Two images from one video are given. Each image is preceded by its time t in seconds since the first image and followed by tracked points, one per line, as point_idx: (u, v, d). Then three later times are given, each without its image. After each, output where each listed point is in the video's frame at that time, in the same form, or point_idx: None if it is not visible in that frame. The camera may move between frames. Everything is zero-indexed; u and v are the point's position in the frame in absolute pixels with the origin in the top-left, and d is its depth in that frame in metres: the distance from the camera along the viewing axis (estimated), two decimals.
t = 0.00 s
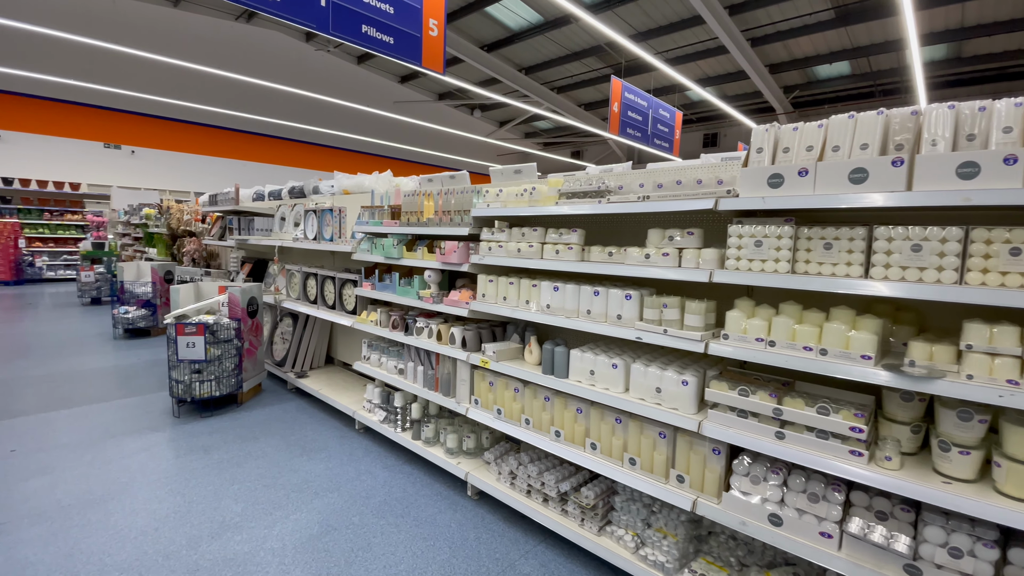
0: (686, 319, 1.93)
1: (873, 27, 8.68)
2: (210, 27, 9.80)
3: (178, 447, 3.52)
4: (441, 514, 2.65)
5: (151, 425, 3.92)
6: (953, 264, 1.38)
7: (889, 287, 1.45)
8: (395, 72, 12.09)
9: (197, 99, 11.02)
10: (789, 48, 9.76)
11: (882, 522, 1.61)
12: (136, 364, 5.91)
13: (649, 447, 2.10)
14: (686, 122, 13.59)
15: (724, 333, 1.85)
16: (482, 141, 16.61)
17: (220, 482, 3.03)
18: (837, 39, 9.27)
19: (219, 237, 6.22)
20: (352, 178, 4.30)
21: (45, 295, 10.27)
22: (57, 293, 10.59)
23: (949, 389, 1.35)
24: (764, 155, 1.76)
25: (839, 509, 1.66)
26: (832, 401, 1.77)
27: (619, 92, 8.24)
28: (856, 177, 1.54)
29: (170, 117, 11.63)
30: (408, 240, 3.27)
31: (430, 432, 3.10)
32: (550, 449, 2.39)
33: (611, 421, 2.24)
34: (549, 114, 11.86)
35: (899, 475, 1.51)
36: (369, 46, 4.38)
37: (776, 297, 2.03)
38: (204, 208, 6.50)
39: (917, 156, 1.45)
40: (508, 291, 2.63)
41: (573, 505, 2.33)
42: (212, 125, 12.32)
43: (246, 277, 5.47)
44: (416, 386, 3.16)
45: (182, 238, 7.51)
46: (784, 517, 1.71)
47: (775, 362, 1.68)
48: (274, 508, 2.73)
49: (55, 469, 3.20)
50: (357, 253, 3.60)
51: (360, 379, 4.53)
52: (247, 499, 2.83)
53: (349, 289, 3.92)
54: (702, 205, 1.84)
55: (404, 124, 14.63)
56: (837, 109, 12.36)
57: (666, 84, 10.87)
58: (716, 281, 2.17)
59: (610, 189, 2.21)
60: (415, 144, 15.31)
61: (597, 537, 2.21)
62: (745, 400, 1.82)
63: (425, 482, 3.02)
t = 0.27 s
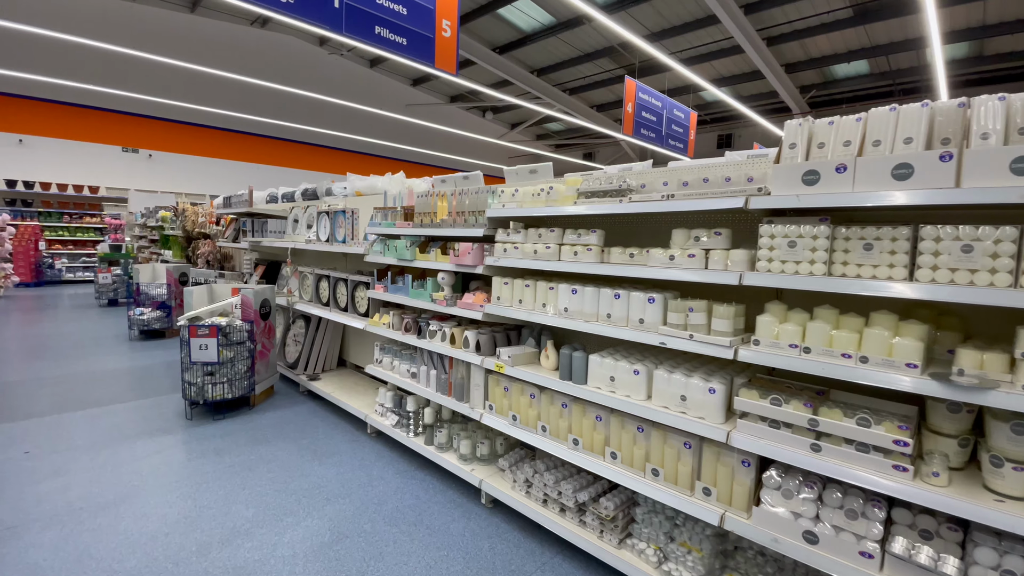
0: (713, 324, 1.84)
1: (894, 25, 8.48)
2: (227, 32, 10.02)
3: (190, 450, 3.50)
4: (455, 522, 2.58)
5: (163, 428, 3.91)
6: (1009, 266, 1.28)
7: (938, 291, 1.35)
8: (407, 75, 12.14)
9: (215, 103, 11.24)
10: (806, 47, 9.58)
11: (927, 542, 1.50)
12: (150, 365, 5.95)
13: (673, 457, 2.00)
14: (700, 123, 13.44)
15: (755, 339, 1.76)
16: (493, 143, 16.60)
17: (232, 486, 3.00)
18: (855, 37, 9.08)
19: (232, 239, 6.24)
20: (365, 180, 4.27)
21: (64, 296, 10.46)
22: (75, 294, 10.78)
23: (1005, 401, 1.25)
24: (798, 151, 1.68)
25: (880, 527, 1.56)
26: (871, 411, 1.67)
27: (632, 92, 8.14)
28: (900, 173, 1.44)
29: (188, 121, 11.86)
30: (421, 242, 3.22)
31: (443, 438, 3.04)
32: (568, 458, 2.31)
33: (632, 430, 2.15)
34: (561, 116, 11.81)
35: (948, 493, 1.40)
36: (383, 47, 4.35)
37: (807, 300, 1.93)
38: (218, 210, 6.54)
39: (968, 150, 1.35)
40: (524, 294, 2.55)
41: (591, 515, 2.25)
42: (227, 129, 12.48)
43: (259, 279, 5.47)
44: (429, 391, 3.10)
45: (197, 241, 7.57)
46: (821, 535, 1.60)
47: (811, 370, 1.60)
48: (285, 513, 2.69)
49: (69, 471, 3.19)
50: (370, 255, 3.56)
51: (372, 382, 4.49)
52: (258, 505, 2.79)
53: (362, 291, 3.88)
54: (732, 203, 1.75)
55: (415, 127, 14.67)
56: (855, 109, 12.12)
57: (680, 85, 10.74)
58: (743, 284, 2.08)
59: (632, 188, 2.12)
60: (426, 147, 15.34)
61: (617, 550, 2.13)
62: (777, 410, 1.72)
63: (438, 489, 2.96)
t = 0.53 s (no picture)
0: (752, 338, 1.71)
1: (910, 27, 8.33)
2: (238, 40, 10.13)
3: (196, 463, 3.41)
4: (470, 543, 2.45)
5: (170, 439, 3.83)
6: None
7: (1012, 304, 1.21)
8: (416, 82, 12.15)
9: (225, 111, 11.33)
10: (819, 49, 9.43)
11: None
12: (159, 373, 5.90)
13: (706, 480, 1.86)
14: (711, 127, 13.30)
15: (798, 354, 1.62)
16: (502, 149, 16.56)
17: (238, 502, 2.89)
18: (870, 39, 8.92)
19: (241, 246, 6.20)
20: (376, 186, 4.18)
21: (76, 303, 10.53)
22: (87, 300, 10.85)
23: None
24: (845, 151, 1.55)
25: (942, 563, 1.41)
26: (929, 434, 1.53)
27: (643, 96, 8.04)
28: (964, 173, 1.30)
29: (200, 129, 11.97)
30: (434, 249, 3.12)
31: (456, 452, 2.92)
32: (590, 477, 2.18)
33: (661, 450, 2.01)
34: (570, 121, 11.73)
35: (1023, 527, 1.26)
36: (393, 52, 4.28)
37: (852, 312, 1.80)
38: (228, 217, 6.51)
39: None
40: (542, 303, 2.43)
41: (615, 539, 2.11)
42: (237, 137, 12.57)
43: (268, 286, 5.41)
44: (441, 403, 2.99)
45: (207, 247, 7.56)
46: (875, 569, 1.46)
47: (862, 389, 1.45)
48: (293, 532, 2.57)
49: (73, 484, 3.11)
50: (380, 262, 3.46)
51: (383, 392, 4.38)
52: (265, 522, 2.68)
53: (372, 299, 3.78)
54: (773, 208, 1.62)
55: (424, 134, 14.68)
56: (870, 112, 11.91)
57: (691, 89, 10.62)
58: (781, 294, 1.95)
59: (659, 192, 2.00)
60: (435, 153, 15.34)
61: None
62: (824, 431, 1.58)
63: (451, 506, 2.83)
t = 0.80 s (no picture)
0: (795, 355, 1.57)
1: (918, 32, 8.25)
2: (245, 50, 10.17)
3: (197, 481, 3.28)
4: (484, 571, 2.30)
5: (171, 455, 3.70)
6: None
7: None
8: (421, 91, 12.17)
9: (232, 120, 11.36)
10: (826, 56, 9.34)
11: None
12: (161, 385, 5.79)
13: (743, 509, 1.72)
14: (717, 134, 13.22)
15: (849, 374, 1.49)
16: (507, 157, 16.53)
17: (240, 523, 2.76)
18: (877, 46, 8.83)
19: (246, 255, 6.11)
20: (383, 194, 4.09)
21: (80, 312, 10.49)
22: (91, 310, 10.81)
23: None
24: (898, 153, 1.44)
25: None
26: (997, 463, 1.38)
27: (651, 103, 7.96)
28: None
29: (206, 138, 11.99)
30: (444, 258, 3.00)
31: (468, 472, 2.78)
32: (614, 503, 2.04)
33: (692, 475, 1.87)
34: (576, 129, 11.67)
35: None
36: (401, 59, 4.21)
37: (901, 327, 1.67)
38: (232, 226, 6.43)
39: None
40: (560, 315, 2.30)
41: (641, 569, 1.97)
42: (243, 146, 12.59)
43: (273, 296, 5.30)
44: (452, 420, 2.85)
45: (211, 257, 7.48)
46: None
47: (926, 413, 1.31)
48: (298, 557, 2.43)
49: (69, 503, 2.99)
50: (388, 272, 3.35)
51: (389, 405, 4.25)
52: (268, 546, 2.54)
53: (379, 310, 3.66)
54: (818, 214, 1.49)
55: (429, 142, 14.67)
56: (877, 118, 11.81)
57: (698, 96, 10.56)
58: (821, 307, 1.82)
59: (688, 198, 1.87)
60: (440, 162, 15.31)
61: None
62: (879, 459, 1.43)
63: (463, 529, 2.68)
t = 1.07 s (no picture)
0: (853, 362, 1.43)
1: (938, 27, 8.04)
2: (254, 51, 10.16)
3: (203, 488, 3.19)
4: None
5: (178, 460, 3.62)
6: None
7: None
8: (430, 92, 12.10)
9: (241, 122, 11.37)
10: (841, 53, 9.12)
11: None
12: (170, 387, 5.73)
13: (791, 531, 1.57)
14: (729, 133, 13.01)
15: (915, 384, 1.33)
16: (515, 157, 16.43)
17: (248, 534, 2.65)
18: (895, 41, 8.58)
19: (255, 256, 6.05)
20: (394, 193, 3.98)
21: (92, 313, 10.57)
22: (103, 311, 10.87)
23: None
24: (971, 138, 1.30)
25: None
26: None
27: (665, 100, 7.80)
28: None
29: (216, 140, 12.02)
30: (458, 258, 2.87)
31: (484, 481, 2.65)
32: (645, 520, 1.90)
33: (733, 492, 1.72)
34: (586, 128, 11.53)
35: None
36: (412, 55, 4.10)
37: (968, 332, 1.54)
38: (241, 227, 6.37)
39: None
40: (583, 318, 2.15)
41: None
42: (252, 147, 12.61)
43: (282, 297, 5.22)
44: (467, 427, 2.72)
45: (221, 258, 7.44)
46: None
47: (1012, 430, 1.16)
48: (308, 571, 2.31)
49: (74, 511, 2.91)
50: (400, 273, 3.24)
51: (400, 410, 4.14)
52: (277, 559, 2.42)
53: (390, 312, 3.55)
54: (882, 207, 1.34)
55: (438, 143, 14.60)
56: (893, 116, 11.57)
57: (711, 94, 10.37)
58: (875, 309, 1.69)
59: (727, 190, 1.73)
60: (448, 162, 15.24)
61: None
62: (953, 480, 1.28)
63: (479, 542, 2.56)
